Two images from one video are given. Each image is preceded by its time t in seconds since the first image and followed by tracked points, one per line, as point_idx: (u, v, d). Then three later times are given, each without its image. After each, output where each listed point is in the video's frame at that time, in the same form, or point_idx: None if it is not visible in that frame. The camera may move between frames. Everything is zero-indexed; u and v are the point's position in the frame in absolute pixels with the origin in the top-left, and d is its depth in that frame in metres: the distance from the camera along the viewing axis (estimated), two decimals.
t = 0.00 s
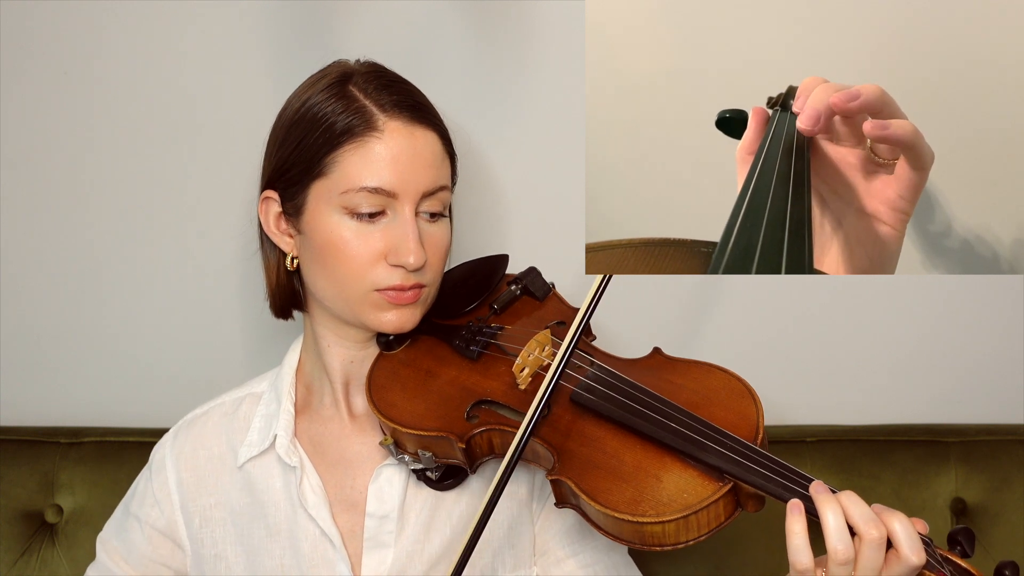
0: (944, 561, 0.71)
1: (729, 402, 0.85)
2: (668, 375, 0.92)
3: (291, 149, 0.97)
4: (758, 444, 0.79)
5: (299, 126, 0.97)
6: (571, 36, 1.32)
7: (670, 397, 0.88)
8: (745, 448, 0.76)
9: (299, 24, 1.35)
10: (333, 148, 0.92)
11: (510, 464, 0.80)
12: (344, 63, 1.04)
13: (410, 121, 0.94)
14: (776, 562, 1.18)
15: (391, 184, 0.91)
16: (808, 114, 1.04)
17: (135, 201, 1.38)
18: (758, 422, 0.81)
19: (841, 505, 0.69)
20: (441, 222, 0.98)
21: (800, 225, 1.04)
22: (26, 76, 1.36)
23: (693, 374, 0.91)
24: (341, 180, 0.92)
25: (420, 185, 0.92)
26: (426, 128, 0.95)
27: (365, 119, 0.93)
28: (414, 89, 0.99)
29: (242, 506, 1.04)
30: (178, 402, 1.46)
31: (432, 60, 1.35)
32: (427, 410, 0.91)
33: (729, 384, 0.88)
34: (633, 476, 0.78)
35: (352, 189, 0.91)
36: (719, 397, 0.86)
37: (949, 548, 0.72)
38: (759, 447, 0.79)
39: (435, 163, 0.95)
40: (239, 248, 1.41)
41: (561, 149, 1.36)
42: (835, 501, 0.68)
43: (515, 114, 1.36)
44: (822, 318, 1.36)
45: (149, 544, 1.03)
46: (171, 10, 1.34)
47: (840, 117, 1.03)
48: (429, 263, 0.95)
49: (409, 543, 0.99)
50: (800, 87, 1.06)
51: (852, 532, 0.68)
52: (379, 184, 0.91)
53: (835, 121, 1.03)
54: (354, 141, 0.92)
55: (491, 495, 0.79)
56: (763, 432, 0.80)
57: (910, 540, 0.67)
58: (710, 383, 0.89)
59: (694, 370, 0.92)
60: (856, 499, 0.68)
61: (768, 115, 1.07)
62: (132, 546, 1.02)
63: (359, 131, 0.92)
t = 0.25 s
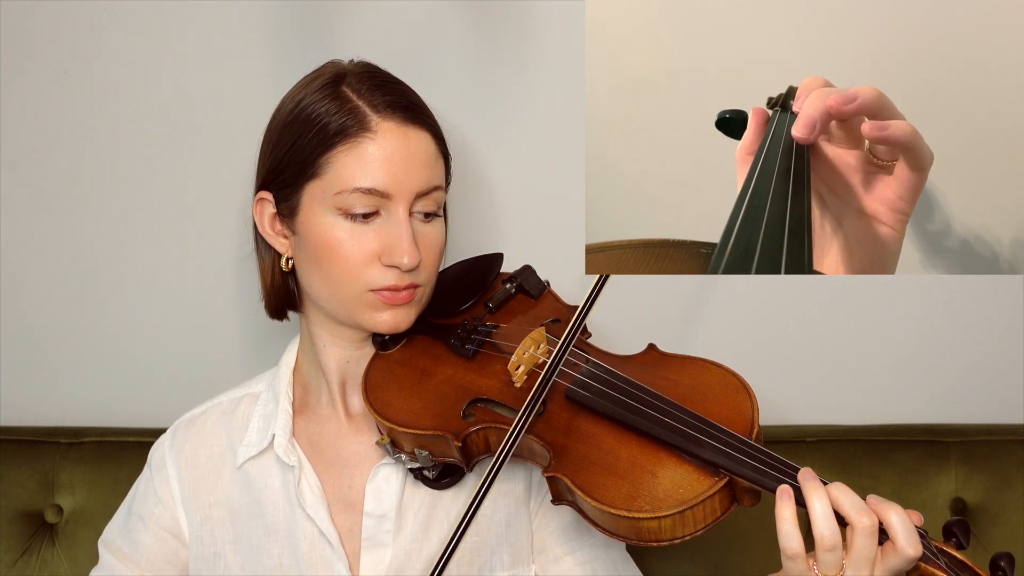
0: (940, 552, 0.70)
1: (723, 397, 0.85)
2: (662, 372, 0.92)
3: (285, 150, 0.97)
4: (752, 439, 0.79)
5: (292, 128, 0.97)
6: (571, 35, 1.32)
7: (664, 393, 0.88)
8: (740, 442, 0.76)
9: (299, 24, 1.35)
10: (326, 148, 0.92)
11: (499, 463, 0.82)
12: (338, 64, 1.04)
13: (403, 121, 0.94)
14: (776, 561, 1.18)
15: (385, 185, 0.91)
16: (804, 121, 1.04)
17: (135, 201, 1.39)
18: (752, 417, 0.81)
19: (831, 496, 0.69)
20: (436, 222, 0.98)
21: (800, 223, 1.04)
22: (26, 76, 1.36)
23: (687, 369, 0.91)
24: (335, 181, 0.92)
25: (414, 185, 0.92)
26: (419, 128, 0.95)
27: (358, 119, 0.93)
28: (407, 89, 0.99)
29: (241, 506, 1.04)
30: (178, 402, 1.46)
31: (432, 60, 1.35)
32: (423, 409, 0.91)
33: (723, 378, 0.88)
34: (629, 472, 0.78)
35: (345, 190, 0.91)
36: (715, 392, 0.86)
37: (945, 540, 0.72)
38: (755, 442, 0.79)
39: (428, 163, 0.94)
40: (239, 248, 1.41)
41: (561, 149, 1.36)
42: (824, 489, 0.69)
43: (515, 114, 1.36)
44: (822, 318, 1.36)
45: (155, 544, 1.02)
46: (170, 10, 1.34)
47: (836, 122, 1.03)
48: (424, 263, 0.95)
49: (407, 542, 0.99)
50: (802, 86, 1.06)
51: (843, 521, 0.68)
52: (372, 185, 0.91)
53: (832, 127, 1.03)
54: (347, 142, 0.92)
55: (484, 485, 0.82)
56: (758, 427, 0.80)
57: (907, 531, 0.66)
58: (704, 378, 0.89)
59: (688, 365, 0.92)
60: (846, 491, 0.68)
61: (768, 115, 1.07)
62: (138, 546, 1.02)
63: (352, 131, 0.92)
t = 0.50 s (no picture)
0: (944, 553, 0.71)
1: (727, 398, 0.85)
2: (666, 372, 0.92)
3: (287, 150, 0.97)
4: (756, 439, 0.79)
5: (295, 128, 0.97)
6: (570, 35, 1.32)
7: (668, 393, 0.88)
8: (744, 443, 0.76)
9: (299, 24, 1.35)
10: (329, 148, 0.92)
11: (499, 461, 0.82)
12: (340, 64, 1.04)
13: (405, 121, 0.94)
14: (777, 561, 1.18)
15: (387, 185, 0.91)
16: (796, 139, 1.04)
17: (135, 200, 1.38)
18: (756, 417, 0.81)
19: (834, 492, 0.69)
20: (438, 222, 0.98)
21: (801, 221, 1.05)
22: (26, 76, 1.36)
23: (690, 370, 0.91)
24: (337, 181, 0.92)
25: (416, 185, 0.92)
26: (421, 128, 0.96)
27: (361, 120, 0.93)
28: (410, 90, 0.99)
29: (241, 504, 1.04)
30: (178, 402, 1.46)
31: (432, 60, 1.35)
32: (427, 409, 0.91)
33: (726, 378, 0.88)
34: (633, 472, 0.78)
35: (348, 190, 0.91)
36: (718, 393, 0.86)
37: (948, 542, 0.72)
38: (758, 442, 0.79)
39: (430, 164, 0.95)
40: (239, 248, 1.41)
41: (561, 149, 1.36)
42: (826, 486, 0.70)
43: (515, 114, 1.36)
44: (822, 318, 1.36)
45: (150, 541, 1.02)
46: (170, 10, 1.34)
47: (829, 134, 1.03)
48: (426, 263, 0.95)
49: (409, 541, 0.99)
50: (801, 86, 1.06)
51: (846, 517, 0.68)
52: (375, 185, 0.91)
53: (825, 139, 1.03)
54: (350, 142, 0.92)
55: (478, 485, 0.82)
56: (762, 427, 0.80)
57: (909, 531, 0.67)
58: (707, 379, 0.89)
59: (691, 365, 0.92)
60: (849, 487, 0.69)
61: (768, 115, 1.07)
62: (132, 542, 1.02)
63: (355, 132, 0.92)
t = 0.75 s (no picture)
0: (951, 555, 0.71)
1: (733, 401, 0.85)
2: (673, 374, 0.92)
3: (294, 150, 0.97)
4: (762, 440, 0.79)
5: (302, 127, 0.97)
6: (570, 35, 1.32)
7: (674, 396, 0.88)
8: (750, 445, 0.77)
9: (299, 24, 1.35)
10: (336, 149, 0.92)
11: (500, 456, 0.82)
12: (347, 64, 1.04)
13: (413, 122, 0.94)
14: (777, 561, 1.18)
15: (395, 186, 0.91)
16: (795, 143, 1.04)
17: (136, 200, 1.38)
18: (762, 420, 0.81)
19: (843, 495, 0.69)
20: (445, 223, 0.98)
21: (800, 220, 1.06)
22: (25, 76, 1.36)
23: (697, 372, 0.91)
24: (344, 181, 0.92)
25: (423, 186, 0.93)
26: (429, 129, 0.96)
27: (368, 120, 0.93)
28: (417, 90, 0.99)
29: (242, 503, 1.04)
30: (178, 402, 1.45)
31: (432, 60, 1.35)
32: (432, 410, 0.91)
33: (732, 381, 0.88)
34: (639, 474, 0.78)
35: (355, 191, 0.91)
36: (724, 395, 0.86)
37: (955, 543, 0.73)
38: (764, 444, 0.79)
39: (437, 165, 0.95)
40: (240, 248, 1.41)
41: (561, 150, 1.36)
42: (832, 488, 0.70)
43: (515, 114, 1.36)
44: (821, 318, 1.36)
45: (140, 537, 1.03)
46: (170, 10, 1.34)
47: (825, 144, 1.03)
48: (432, 264, 0.95)
49: (411, 541, 0.99)
50: (802, 87, 1.06)
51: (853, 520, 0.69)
52: (382, 186, 0.91)
53: (822, 149, 1.04)
54: (357, 143, 0.92)
55: (478, 481, 0.81)
56: (767, 429, 0.80)
57: (916, 534, 0.67)
58: (714, 381, 0.89)
59: (698, 368, 0.92)
60: (857, 489, 0.69)
61: (769, 114, 1.07)
62: (122, 535, 1.02)
63: (363, 132, 0.92)
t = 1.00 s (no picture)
0: (950, 555, 0.71)
1: (733, 400, 0.85)
2: (672, 373, 0.92)
3: (294, 150, 0.97)
4: (762, 440, 0.79)
5: (302, 128, 0.97)
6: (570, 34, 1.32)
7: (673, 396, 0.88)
8: (749, 445, 0.77)
9: (299, 24, 1.35)
10: (336, 149, 0.92)
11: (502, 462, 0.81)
12: (347, 64, 1.04)
13: (413, 122, 0.94)
14: (776, 560, 1.18)
15: (395, 186, 0.91)
16: (796, 141, 1.03)
17: (135, 200, 1.38)
18: (761, 419, 0.81)
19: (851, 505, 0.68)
20: (445, 224, 0.98)
21: (800, 216, 1.03)
22: (25, 76, 1.36)
23: (696, 371, 0.91)
24: (344, 182, 0.92)
25: (423, 186, 0.93)
26: (429, 130, 0.96)
27: (368, 120, 0.93)
28: (417, 91, 0.99)
29: (241, 504, 1.04)
30: (178, 402, 1.45)
31: (431, 60, 1.35)
32: (431, 410, 0.91)
33: (732, 380, 0.88)
34: (638, 473, 0.78)
35: (355, 191, 0.91)
36: (723, 395, 0.86)
37: (954, 543, 0.73)
38: (764, 444, 0.79)
39: (438, 165, 0.95)
40: (240, 248, 1.41)
41: (561, 150, 1.36)
42: (848, 503, 0.68)
43: (515, 114, 1.36)
44: (821, 318, 1.36)
45: (139, 540, 1.03)
46: (170, 10, 1.34)
47: (827, 142, 1.02)
48: (432, 264, 0.95)
49: (410, 542, 0.99)
50: (801, 86, 1.06)
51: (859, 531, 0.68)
52: (382, 186, 0.91)
53: (823, 146, 1.02)
54: (358, 143, 0.92)
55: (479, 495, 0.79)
56: (767, 429, 0.80)
57: (914, 534, 0.67)
58: (713, 381, 0.89)
59: (698, 368, 0.92)
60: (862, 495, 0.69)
61: (769, 113, 1.07)
62: (122, 538, 1.03)
63: (363, 132, 0.92)
